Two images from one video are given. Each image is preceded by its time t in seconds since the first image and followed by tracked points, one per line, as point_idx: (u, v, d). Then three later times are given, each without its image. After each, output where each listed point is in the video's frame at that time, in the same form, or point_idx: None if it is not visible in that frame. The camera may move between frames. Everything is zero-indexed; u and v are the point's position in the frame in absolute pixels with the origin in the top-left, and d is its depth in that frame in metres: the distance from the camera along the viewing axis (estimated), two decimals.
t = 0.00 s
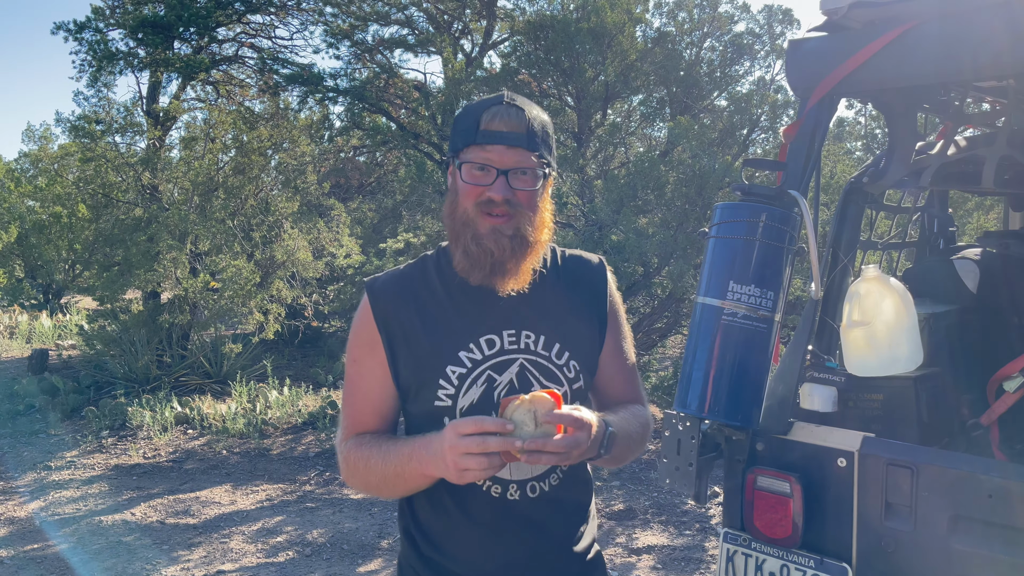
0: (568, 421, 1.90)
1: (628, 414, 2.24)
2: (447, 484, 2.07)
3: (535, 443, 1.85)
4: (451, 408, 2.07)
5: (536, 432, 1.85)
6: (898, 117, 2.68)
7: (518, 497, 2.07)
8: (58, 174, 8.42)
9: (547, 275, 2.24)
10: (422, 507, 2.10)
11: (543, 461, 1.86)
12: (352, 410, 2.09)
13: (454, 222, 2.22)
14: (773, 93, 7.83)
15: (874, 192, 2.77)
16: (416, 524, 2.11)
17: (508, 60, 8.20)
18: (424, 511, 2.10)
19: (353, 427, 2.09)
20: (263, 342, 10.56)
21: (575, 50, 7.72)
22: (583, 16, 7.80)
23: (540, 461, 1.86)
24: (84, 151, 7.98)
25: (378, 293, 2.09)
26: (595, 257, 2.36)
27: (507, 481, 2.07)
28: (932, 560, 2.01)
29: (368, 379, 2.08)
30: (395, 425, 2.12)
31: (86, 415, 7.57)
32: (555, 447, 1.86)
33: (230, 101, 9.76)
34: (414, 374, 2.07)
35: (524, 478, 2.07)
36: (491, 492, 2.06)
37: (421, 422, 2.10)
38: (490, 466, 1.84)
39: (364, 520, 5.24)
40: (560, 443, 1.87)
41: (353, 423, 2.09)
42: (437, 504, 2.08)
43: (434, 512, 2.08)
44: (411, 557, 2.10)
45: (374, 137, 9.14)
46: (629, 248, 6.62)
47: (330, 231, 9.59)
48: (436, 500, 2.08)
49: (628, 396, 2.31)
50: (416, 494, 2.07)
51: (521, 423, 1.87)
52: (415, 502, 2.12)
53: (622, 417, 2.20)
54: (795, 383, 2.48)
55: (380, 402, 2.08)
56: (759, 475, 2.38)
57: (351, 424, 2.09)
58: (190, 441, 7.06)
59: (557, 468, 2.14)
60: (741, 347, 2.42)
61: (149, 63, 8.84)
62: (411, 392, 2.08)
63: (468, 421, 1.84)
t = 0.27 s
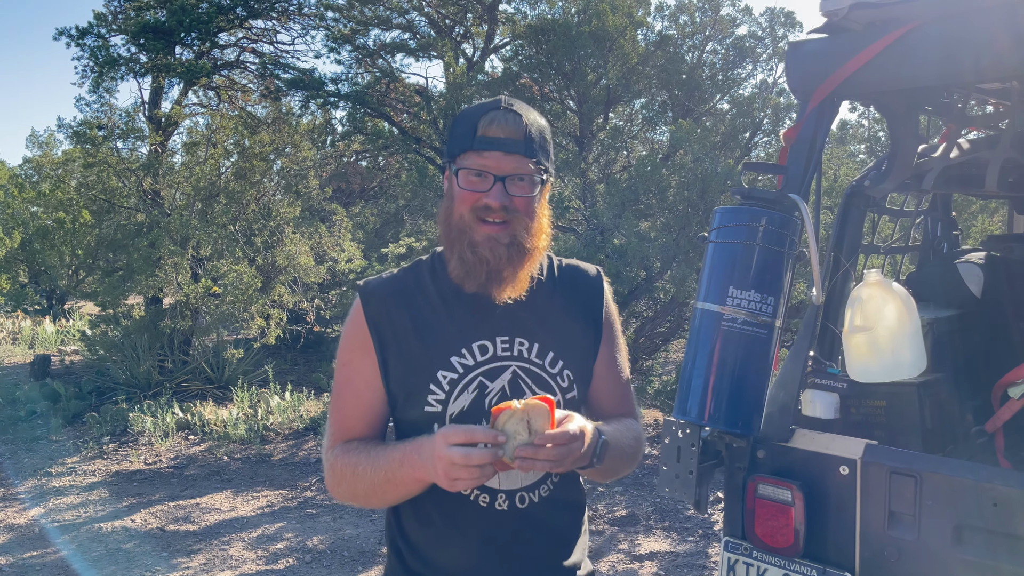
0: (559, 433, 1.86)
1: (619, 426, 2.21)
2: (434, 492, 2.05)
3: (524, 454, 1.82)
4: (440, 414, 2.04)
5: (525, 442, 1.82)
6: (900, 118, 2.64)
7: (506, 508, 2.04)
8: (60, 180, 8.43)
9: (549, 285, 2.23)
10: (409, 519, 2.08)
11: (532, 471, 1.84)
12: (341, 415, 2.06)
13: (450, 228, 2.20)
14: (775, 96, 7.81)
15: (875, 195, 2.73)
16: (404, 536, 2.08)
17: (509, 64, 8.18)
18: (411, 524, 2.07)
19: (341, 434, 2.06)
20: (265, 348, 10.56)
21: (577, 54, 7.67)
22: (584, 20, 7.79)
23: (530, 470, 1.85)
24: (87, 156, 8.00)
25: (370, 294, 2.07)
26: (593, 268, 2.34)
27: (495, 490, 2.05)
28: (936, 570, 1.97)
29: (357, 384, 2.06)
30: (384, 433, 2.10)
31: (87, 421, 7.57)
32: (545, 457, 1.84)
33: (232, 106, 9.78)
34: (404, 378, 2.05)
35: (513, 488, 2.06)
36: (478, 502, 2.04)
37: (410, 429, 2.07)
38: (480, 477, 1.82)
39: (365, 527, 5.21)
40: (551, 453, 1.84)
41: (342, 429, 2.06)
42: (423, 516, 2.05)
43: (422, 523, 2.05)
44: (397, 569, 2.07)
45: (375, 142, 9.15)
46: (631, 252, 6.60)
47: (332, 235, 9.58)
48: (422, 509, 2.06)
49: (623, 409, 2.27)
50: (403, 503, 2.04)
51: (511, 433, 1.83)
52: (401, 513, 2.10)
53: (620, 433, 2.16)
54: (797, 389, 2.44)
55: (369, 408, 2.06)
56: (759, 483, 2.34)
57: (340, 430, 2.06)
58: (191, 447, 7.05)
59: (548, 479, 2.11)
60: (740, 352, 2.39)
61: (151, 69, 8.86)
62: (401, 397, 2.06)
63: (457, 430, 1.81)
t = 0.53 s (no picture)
0: (559, 411, 1.85)
1: (619, 430, 2.19)
2: (426, 497, 2.03)
3: (527, 435, 1.81)
4: (433, 419, 2.04)
5: (527, 421, 1.81)
6: (902, 120, 2.63)
7: (497, 515, 2.03)
8: (63, 185, 8.45)
9: (547, 293, 2.20)
10: (402, 526, 2.06)
11: (538, 452, 1.83)
12: (335, 420, 2.05)
13: (453, 253, 2.14)
14: (778, 98, 7.79)
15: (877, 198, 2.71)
16: (397, 543, 2.07)
17: (511, 67, 8.18)
18: (404, 530, 2.05)
19: (335, 439, 2.05)
20: (269, 351, 10.57)
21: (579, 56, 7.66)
22: (586, 22, 7.78)
23: (535, 452, 1.83)
24: (90, 161, 8.01)
25: (365, 298, 2.06)
26: (591, 273, 2.33)
27: (488, 497, 2.03)
28: None
29: (351, 389, 2.05)
30: (378, 438, 2.09)
31: (90, 426, 7.58)
32: (548, 437, 1.83)
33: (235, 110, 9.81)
34: (398, 384, 2.04)
35: (506, 494, 2.04)
36: (470, 508, 2.02)
37: (403, 433, 2.06)
38: (487, 462, 1.81)
39: (367, 531, 5.20)
40: (553, 432, 1.83)
41: (335, 433, 2.05)
42: (415, 522, 2.04)
43: (414, 530, 2.04)
44: None
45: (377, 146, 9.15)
46: (633, 255, 6.58)
47: (334, 239, 9.58)
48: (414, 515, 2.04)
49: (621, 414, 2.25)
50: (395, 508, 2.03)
51: (512, 414, 1.83)
52: (394, 519, 2.08)
53: (618, 439, 2.15)
54: (799, 392, 2.43)
55: (363, 412, 2.05)
56: (760, 487, 2.32)
57: (334, 435, 2.05)
58: (193, 451, 7.06)
59: (543, 485, 2.10)
60: (738, 356, 2.37)
61: (154, 73, 8.89)
62: (394, 402, 2.06)
63: (457, 414, 1.81)
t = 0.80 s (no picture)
0: (559, 405, 1.86)
1: (622, 435, 2.18)
2: (428, 500, 2.03)
3: (524, 427, 1.81)
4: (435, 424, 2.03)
5: (525, 411, 1.82)
6: (906, 121, 2.62)
7: (500, 520, 2.02)
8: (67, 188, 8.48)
9: (548, 296, 2.20)
10: (404, 530, 2.06)
11: (533, 444, 1.81)
12: (336, 422, 2.05)
13: (452, 250, 2.15)
14: (781, 100, 7.78)
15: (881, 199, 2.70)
16: (400, 548, 2.07)
17: (514, 69, 8.19)
18: (406, 534, 2.05)
19: (336, 441, 2.05)
20: (272, 354, 10.59)
21: (581, 58, 7.68)
22: (588, 25, 7.79)
23: (531, 445, 1.82)
24: (93, 164, 8.04)
25: (367, 300, 2.07)
26: (594, 276, 2.32)
27: (490, 502, 2.03)
28: None
29: (352, 391, 2.05)
30: (379, 441, 2.09)
31: (94, 429, 7.59)
32: (545, 430, 1.82)
33: (238, 114, 9.83)
34: (399, 388, 2.04)
35: (508, 499, 2.04)
36: (472, 513, 2.02)
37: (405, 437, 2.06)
38: (481, 454, 1.78)
39: (370, 534, 5.20)
40: (551, 424, 1.82)
41: (336, 436, 2.05)
42: (417, 526, 2.03)
43: (416, 534, 2.03)
44: None
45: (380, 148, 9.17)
46: (637, 257, 6.57)
47: (337, 241, 9.60)
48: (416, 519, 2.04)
49: (624, 418, 2.23)
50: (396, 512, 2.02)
51: (510, 407, 1.83)
52: (396, 522, 2.08)
53: (620, 445, 2.13)
54: (803, 395, 2.41)
55: (364, 415, 2.05)
56: (765, 490, 2.31)
57: (334, 437, 2.05)
58: (197, 454, 7.07)
59: (545, 490, 2.09)
60: (742, 359, 2.36)
61: (157, 76, 8.92)
62: (395, 405, 2.06)
63: (452, 405, 1.79)
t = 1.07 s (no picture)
0: (568, 442, 1.86)
1: (623, 441, 2.17)
2: (432, 502, 2.03)
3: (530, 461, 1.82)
4: (439, 427, 2.02)
5: (532, 447, 1.83)
6: (910, 122, 2.60)
7: (503, 523, 2.01)
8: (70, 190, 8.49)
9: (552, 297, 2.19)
10: (408, 532, 2.06)
11: (536, 477, 1.83)
12: (340, 425, 2.05)
13: (457, 241, 2.17)
14: (784, 101, 7.76)
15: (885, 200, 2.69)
16: (404, 551, 2.06)
17: (516, 71, 8.18)
18: (411, 537, 2.05)
19: (340, 444, 2.04)
20: (275, 356, 10.60)
21: (584, 59, 7.68)
22: (591, 26, 7.79)
23: (532, 476, 1.84)
24: (96, 166, 8.05)
25: (371, 301, 2.07)
26: (599, 277, 2.31)
27: (494, 505, 2.02)
28: None
29: (356, 395, 2.04)
30: (383, 445, 2.08)
31: (97, 431, 7.60)
32: (549, 466, 1.84)
33: (241, 116, 9.85)
34: (403, 391, 2.03)
35: (512, 503, 2.02)
36: (475, 516, 2.01)
37: (409, 439, 2.06)
38: (483, 481, 1.79)
39: (373, 536, 5.19)
40: (556, 461, 1.84)
41: (340, 439, 2.04)
42: (422, 528, 2.03)
43: (421, 537, 2.03)
44: None
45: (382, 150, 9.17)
46: (640, 259, 6.55)
47: (339, 243, 9.61)
48: (421, 521, 2.04)
49: (628, 423, 2.23)
50: (400, 516, 2.02)
51: (519, 440, 1.83)
52: (401, 524, 2.08)
53: (619, 452, 2.11)
54: (807, 397, 2.40)
55: (367, 418, 2.04)
56: (769, 492, 2.30)
57: (338, 441, 2.04)
58: (200, 456, 7.07)
59: (549, 493, 2.08)
60: (747, 361, 2.35)
61: (160, 78, 8.93)
62: (398, 408, 2.05)
63: (461, 430, 1.78)
